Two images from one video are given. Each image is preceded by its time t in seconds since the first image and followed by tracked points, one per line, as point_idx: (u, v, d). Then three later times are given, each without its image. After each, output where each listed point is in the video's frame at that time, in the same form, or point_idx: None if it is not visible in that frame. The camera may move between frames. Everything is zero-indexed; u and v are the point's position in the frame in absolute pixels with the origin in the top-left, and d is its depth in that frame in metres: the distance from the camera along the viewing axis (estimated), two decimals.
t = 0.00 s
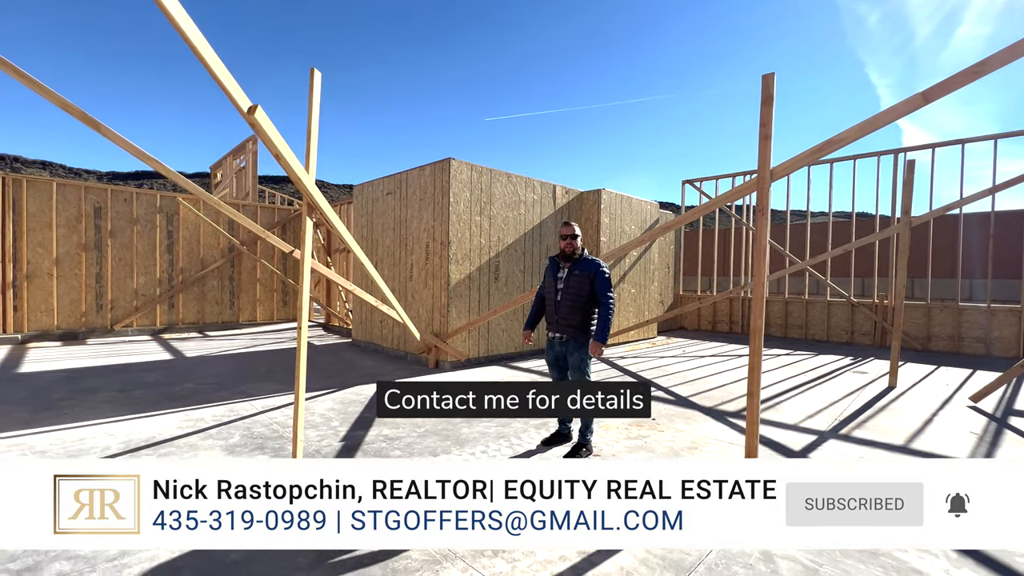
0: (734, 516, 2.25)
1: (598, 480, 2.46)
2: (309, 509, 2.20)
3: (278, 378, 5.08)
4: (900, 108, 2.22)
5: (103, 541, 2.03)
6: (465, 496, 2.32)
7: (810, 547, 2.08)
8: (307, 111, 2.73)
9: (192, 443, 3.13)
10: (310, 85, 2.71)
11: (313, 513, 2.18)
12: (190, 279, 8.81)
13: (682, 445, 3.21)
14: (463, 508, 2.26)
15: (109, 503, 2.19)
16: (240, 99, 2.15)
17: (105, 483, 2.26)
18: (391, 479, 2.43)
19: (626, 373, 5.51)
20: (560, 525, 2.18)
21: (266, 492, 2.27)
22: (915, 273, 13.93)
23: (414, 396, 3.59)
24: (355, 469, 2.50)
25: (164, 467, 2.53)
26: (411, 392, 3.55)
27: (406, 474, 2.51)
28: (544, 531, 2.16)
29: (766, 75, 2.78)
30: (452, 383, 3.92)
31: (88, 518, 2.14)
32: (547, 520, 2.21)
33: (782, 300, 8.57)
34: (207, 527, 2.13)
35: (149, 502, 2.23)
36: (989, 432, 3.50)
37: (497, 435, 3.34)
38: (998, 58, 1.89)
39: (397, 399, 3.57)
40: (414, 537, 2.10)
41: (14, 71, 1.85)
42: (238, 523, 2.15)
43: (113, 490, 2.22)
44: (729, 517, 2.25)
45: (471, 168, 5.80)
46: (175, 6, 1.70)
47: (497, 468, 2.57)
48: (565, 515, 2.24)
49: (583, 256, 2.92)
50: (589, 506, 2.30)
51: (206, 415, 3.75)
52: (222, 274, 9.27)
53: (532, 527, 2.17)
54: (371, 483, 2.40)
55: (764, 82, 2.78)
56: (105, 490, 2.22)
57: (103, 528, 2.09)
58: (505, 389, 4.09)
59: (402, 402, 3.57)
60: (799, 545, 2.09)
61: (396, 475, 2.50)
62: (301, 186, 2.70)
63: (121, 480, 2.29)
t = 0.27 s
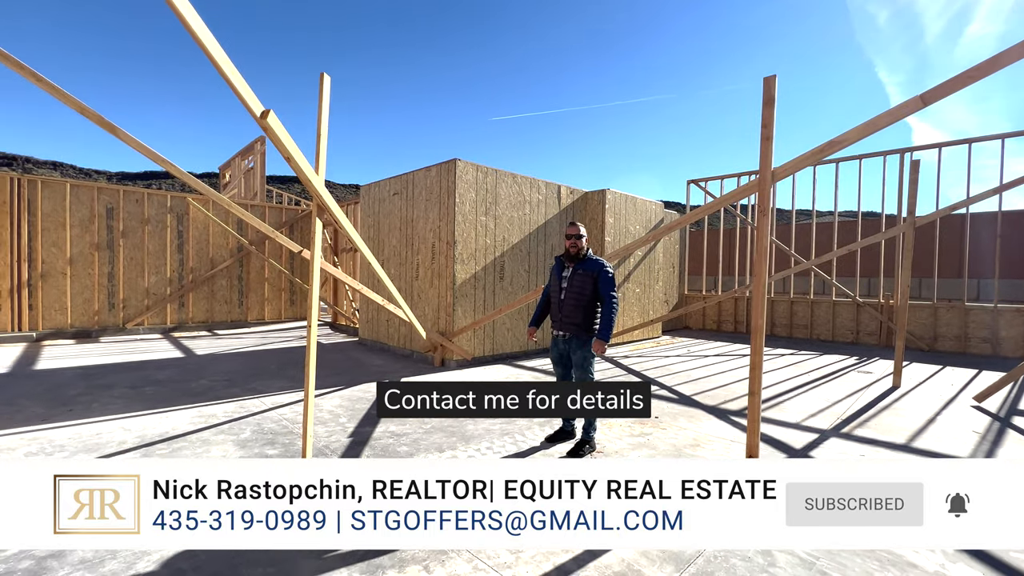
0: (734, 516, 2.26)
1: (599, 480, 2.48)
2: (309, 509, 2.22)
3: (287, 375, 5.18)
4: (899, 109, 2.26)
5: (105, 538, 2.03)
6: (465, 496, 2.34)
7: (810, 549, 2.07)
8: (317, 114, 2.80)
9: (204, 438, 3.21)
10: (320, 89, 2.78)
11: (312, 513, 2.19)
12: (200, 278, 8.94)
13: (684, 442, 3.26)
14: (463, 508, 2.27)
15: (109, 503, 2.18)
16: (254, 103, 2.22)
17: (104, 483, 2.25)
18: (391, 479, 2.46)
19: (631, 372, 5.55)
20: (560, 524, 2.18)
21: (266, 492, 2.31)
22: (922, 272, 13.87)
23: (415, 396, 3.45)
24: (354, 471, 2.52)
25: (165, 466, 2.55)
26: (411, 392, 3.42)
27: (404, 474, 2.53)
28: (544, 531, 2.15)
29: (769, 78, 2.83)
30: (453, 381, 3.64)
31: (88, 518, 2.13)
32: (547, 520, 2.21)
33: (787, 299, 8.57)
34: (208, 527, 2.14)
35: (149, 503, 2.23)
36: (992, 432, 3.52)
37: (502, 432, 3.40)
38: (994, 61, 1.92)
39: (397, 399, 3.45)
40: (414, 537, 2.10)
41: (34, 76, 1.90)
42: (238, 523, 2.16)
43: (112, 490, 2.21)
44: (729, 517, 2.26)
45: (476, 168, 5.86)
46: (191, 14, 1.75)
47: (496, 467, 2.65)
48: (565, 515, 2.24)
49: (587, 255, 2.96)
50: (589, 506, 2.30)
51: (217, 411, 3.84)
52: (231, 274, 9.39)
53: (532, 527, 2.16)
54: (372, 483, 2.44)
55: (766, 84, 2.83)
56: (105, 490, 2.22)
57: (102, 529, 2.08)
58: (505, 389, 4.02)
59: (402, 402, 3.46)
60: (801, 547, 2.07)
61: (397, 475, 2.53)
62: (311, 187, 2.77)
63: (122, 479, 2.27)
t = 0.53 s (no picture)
0: (733, 514, 2.30)
1: (599, 480, 2.53)
2: (309, 509, 2.25)
3: (297, 373, 5.28)
4: (901, 112, 2.27)
5: (108, 536, 2.06)
6: (465, 496, 2.38)
7: (807, 549, 2.05)
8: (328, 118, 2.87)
9: (217, 434, 3.30)
10: (331, 93, 2.85)
11: (313, 513, 2.21)
12: (212, 278, 9.10)
13: (687, 442, 3.29)
14: (462, 508, 2.30)
15: (109, 502, 2.23)
16: (267, 108, 2.29)
17: (104, 484, 2.30)
18: (390, 479, 2.49)
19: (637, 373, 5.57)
20: (560, 524, 2.19)
21: (266, 492, 2.37)
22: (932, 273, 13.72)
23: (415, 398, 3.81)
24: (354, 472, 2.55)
25: (162, 468, 2.64)
26: (411, 394, 3.87)
27: (405, 474, 2.57)
28: (544, 531, 2.16)
29: (772, 80, 2.86)
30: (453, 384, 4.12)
31: (88, 518, 2.16)
32: (547, 519, 2.22)
33: (795, 301, 8.53)
34: (208, 527, 2.16)
35: (150, 502, 2.28)
36: (999, 434, 3.50)
37: (508, 430, 3.46)
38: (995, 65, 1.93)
39: (398, 399, 3.81)
40: (414, 535, 2.10)
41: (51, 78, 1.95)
42: (238, 523, 2.18)
43: (113, 490, 2.26)
44: (728, 515, 2.30)
45: (483, 170, 5.92)
46: (204, 18, 1.82)
47: (495, 468, 2.70)
48: (565, 515, 2.25)
49: (590, 256, 3.01)
50: (589, 506, 2.32)
51: (230, 407, 3.93)
52: (242, 273, 9.54)
53: (532, 527, 2.17)
54: (372, 483, 2.47)
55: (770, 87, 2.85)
56: (105, 490, 2.26)
57: (104, 527, 2.11)
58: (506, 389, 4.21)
59: (403, 402, 3.81)
60: (800, 543, 2.08)
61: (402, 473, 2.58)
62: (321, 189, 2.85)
63: (121, 481, 2.33)
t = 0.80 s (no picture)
0: (734, 514, 2.32)
1: (599, 481, 2.55)
2: (309, 509, 2.25)
3: (307, 371, 5.38)
4: (902, 115, 2.29)
5: (107, 536, 2.06)
6: (465, 496, 2.39)
7: (805, 548, 2.07)
8: (337, 122, 2.95)
9: (228, 430, 3.39)
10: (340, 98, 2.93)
11: (313, 513, 2.22)
12: (225, 278, 9.27)
13: (690, 442, 3.31)
14: (462, 508, 2.31)
15: (109, 503, 2.23)
16: (277, 113, 2.37)
17: (105, 483, 2.30)
18: (392, 480, 2.49)
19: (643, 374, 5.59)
20: (559, 523, 2.21)
21: (266, 492, 2.38)
22: (945, 274, 13.54)
23: (415, 395, 3.62)
24: (355, 472, 2.58)
25: (162, 468, 2.63)
26: (411, 392, 3.59)
27: (405, 474, 2.59)
28: (544, 531, 2.16)
29: (775, 83, 2.88)
30: (452, 383, 3.88)
31: (88, 518, 2.16)
32: (547, 519, 2.23)
33: (804, 302, 8.47)
34: (207, 527, 2.15)
35: (150, 502, 2.29)
36: (1007, 438, 3.47)
37: (511, 429, 3.50)
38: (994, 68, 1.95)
39: (398, 398, 3.57)
40: (413, 536, 2.12)
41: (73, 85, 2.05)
42: (238, 522, 2.17)
43: (113, 490, 2.26)
44: (728, 515, 2.32)
45: (490, 172, 5.98)
46: (212, 21, 1.90)
47: (498, 467, 2.73)
48: (565, 515, 2.26)
49: (590, 257, 3.06)
50: (589, 506, 2.34)
51: (241, 404, 4.03)
52: (254, 274, 9.70)
53: (532, 527, 2.17)
54: (371, 484, 2.48)
55: (772, 89, 2.88)
56: (105, 490, 2.27)
57: (103, 527, 2.11)
58: (506, 389, 4.10)
59: (402, 402, 3.59)
60: (799, 544, 2.10)
61: (405, 472, 2.63)
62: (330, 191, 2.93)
63: (122, 480, 2.33)
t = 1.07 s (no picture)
0: (733, 512, 2.35)
1: (599, 481, 2.54)
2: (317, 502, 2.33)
3: (316, 371, 5.48)
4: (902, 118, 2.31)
5: (106, 537, 2.05)
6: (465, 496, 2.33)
7: (803, 548, 2.11)
8: (346, 127, 3.03)
9: (240, 427, 3.48)
10: (349, 104, 3.01)
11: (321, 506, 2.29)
12: (238, 279, 9.44)
13: (692, 442, 3.34)
14: (463, 508, 2.27)
15: (111, 504, 2.19)
16: (288, 120, 2.45)
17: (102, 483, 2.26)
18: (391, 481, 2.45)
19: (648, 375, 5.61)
20: (559, 518, 2.26)
21: (266, 493, 2.33)
22: (959, 275, 13.33)
23: (416, 394, 3.43)
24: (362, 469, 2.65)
25: (176, 463, 2.72)
26: (411, 392, 3.43)
27: (409, 471, 2.64)
28: (544, 526, 2.21)
29: (777, 87, 2.92)
30: (450, 382, 3.62)
31: (88, 519, 2.14)
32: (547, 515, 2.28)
33: (813, 305, 8.42)
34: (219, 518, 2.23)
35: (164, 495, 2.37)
36: (1014, 441, 3.44)
37: (516, 428, 3.56)
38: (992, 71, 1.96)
39: (397, 396, 3.39)
40: (417, 530, 2.17)
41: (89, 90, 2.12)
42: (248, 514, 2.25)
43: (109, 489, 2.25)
44: (728, 514, 2.34)
45: (497, 174, 6.04)
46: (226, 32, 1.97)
47: (502, 465, 2.78)
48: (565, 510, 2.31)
49: (588, 260, 3.10)
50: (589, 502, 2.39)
51: (252, 402, 4.13)
52: (266, 275, 9.87)
53: (533, 522, 2.22)
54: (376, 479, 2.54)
55: (774, 93, 2.92)
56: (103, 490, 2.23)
57: (103, 530, 2.10)
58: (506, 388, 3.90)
59: (402, 402, 3.46)
60: (796, 544, 2.12)
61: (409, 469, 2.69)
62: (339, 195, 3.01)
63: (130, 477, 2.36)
